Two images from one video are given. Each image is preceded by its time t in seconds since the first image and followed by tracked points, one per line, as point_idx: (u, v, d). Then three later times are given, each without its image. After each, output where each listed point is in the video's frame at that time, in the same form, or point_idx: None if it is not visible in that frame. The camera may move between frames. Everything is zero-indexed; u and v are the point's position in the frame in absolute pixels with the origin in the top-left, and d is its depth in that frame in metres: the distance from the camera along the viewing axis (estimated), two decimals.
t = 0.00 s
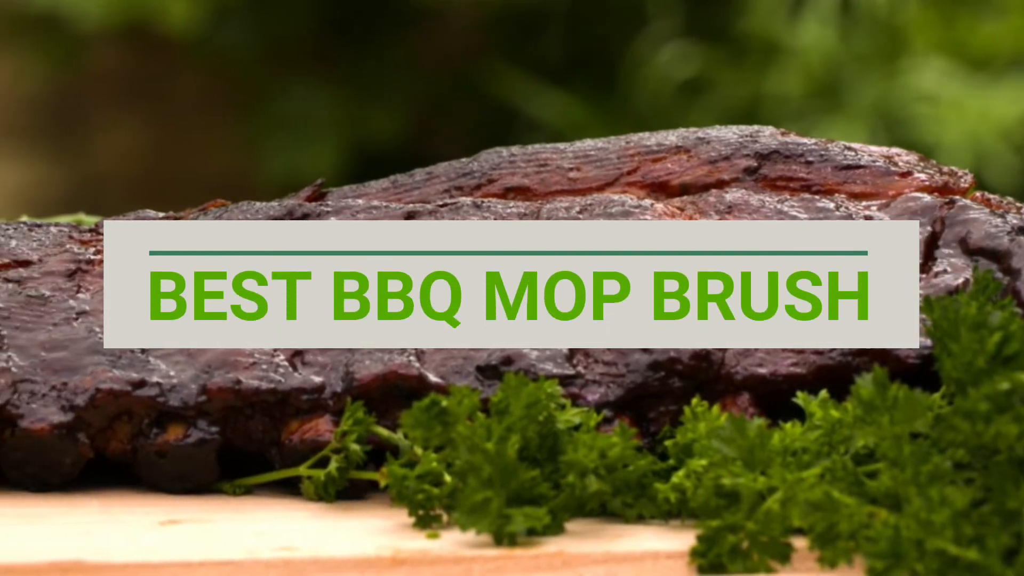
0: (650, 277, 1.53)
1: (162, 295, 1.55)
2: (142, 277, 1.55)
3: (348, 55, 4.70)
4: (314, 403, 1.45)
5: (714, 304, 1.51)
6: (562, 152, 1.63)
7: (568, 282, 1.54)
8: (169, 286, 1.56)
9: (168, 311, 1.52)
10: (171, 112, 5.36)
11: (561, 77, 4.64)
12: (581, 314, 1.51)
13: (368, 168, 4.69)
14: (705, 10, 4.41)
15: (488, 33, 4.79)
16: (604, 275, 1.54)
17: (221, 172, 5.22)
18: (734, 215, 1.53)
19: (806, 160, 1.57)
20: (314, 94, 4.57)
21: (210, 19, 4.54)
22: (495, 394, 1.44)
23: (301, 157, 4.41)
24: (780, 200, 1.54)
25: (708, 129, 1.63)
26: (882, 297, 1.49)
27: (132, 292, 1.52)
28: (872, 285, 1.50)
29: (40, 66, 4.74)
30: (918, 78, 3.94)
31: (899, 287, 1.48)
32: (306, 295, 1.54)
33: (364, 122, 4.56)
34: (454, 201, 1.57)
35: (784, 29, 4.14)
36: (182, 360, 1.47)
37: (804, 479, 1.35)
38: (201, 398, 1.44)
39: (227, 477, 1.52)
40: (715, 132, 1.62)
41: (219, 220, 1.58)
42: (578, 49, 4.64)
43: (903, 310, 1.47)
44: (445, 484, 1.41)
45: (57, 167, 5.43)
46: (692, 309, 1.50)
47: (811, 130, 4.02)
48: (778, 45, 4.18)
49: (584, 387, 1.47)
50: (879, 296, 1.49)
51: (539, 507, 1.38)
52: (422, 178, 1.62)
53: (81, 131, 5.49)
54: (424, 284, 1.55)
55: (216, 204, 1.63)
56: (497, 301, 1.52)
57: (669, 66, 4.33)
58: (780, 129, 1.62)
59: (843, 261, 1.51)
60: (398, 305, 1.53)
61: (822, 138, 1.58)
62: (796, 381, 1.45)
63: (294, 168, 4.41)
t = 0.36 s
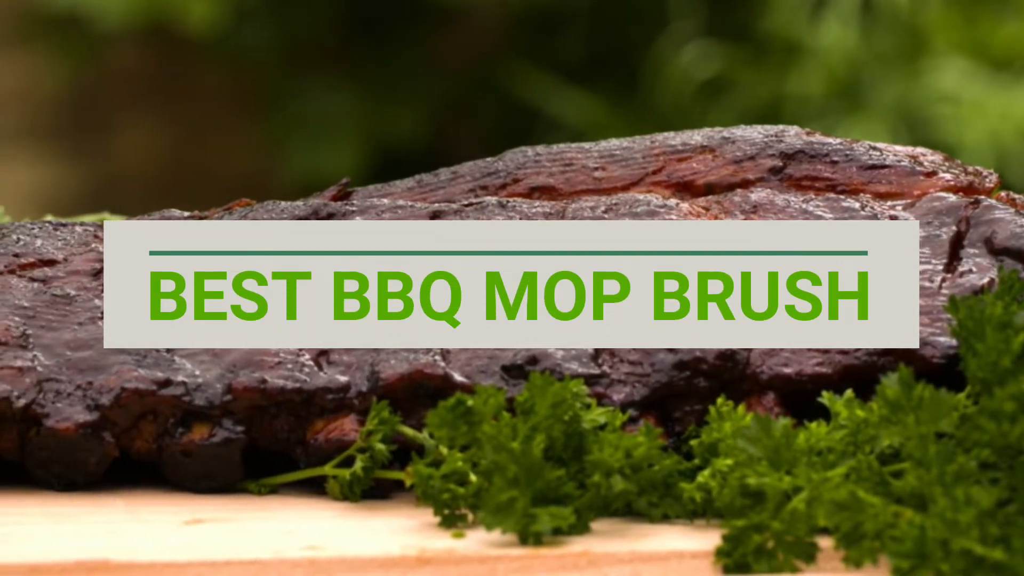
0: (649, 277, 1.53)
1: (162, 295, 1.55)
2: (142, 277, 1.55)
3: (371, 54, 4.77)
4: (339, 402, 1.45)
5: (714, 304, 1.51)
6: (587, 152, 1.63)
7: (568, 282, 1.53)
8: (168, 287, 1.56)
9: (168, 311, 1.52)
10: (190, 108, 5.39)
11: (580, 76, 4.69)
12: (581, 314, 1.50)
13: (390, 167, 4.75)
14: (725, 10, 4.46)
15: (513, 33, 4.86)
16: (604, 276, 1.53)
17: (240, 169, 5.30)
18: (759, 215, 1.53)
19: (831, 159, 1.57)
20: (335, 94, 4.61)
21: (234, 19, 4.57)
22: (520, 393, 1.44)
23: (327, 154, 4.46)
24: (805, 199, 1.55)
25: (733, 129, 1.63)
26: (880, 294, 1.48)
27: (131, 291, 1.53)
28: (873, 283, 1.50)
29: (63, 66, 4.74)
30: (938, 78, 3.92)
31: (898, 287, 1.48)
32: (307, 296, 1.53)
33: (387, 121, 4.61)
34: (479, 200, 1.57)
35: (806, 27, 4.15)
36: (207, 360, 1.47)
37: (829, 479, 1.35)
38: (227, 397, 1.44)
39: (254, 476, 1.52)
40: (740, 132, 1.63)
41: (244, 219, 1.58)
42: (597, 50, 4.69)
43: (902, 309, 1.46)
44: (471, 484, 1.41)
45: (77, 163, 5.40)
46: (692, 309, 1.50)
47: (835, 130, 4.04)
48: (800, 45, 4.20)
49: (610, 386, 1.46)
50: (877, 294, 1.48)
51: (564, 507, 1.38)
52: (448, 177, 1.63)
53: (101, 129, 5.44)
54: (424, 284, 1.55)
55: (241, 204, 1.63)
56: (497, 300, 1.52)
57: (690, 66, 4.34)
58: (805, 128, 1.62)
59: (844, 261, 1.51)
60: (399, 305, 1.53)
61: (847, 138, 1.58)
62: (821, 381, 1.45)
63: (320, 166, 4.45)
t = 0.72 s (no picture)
0: (650, 277, 1.53)
1: (162, 295, 1.54)
2: (142, 277, 1.54)
3: (393, 53, 4.68)
4: (368, 401, 1.45)
5: (714, 304, 1.51)
6: (616, 152, 1.63)
7: (568, 282, 1.54)
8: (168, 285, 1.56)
9: (168, 311, 1.52)
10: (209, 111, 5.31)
11: (604, 76, 4.63)
12: (581, 314, 1.51)
13: (410, 167, 4.66)
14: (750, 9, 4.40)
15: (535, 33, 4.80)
16: (604, 275, 1.54)
17: (263, 172, 5.22)
18: (788, 215, 1.53)
19: (860, 159, 1.57)
20: (358, 95, 4.51)
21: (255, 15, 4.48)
22: (548, 392, 1.44)
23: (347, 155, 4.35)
24: (833, 198, 1.55)
25: (762, 128, 1.63)
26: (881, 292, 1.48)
27: (132, 291, 1.53)
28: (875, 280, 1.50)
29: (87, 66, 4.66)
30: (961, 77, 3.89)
31: (897, 283, 1.48)
32: (306, 295, 1.54)
33: (410, 120, 4.52)
34: (506, 200, 1.57)
35: (828, 28, 4.07)
36: (235, 359, 1.47)
37: (858, 478, 1.34)
38: (255, 396, 1.44)
39: (281, 475, 1.52)
40: (768, 131, 1.63)
41: (272, 218, 1.58)
42: (623, 47, 4.64)
43: (901, 309, 1.45)
44: (499, 483, 1.41)
45: (99, 161, 5.40)
46: (692, 309, 1.50)
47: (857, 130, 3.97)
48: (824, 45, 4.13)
49: (638, 385, 1.46)
50: (878, 294, 1.48)
51: (593, 506, 1.38)
52: (476, 176, 1.63)
53: (120, 128, 5.42)
54: (424, 284, 1.55)
55: (269, 203, 1.62)
56: (497, 300, 1.52)
57: (713, 66, 4.28)
58: (834, 127, 1.62)
59: (843, 261, 1.52)
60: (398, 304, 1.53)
61: (875, 137, 1.58)
62: (850, 380, 1.44)
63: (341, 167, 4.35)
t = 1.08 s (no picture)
0: (650, 277, 1.54)
1: (162, 295, 1.54)
2: (142, 277, 1.54)
3: (414, 52, 4.65)
4: (394, 400, 1.45)
5: (714, 304, 1.51)
6: (641, 151, 1.63)
7: (568, 282, 1.54)
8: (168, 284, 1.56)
9: (168, 311, 1.51)
10: (233, 109, 5.26)
11: (624, 77, 4.60)
12: (581, 314, 1.51)
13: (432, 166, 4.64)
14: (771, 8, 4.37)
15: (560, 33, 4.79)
16: (604, 275, 1.54)
17: (291, 171, 5.18)
18: (813, 215, 1.53)
19: (885, 158, 1.57)
20: (382, 95, 4.50)
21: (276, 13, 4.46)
22: (575, 392, 1.44)
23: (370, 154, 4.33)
24: (858, 198, 1.55)
25: (786, 128, 1.63)
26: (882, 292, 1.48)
27: (133, 290, 1.53)
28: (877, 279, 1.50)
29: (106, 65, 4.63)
30: (983, 77, 3.77)
31: (897, 281, 1.48)
32: (306, 293, 1.54)
33: (432, 117, 4.50)
34: (532, 199, 1.57)
35: (851, 27, 4.00)
36: (260, 358, 1.47)
37: (884, 478, 1.34)
38: (281, 395, 1.44)
39: (306, 474, 1.52)
40: (793, 131, 1.63)
41: (298, 217, 1.58)
42: (646, 47, 4.61)
43: (903, 308, 1.46)
44: (525, 482, 1.41)
45: (121, 160, 5.29)
46: (692, 309, 1.50)
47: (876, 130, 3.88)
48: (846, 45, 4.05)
49: (663, 385, 1.46)
50: (878, 294, 1.49)
51: (619, 506, 1.38)
52: (501, 176, 1.62)
53: (144, 127, 5.31)
54: (424, 284, 1.55)
55: (294, 202, 1.62)
56: (496, 300, 1.52)
57: (734, 65, 4.22)
58: (859, 127, 1.62)
59: (842, 261, 1.52)
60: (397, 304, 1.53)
61: (901, 137, 1.58)
62: (875, 379, 1.44)
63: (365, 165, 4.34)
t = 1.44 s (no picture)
0: (650, 277, 1.54)
1: (162, 295, 1.55)
2: (143, 277, 1.55)
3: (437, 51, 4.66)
4: (421, 399, 1.45)
5: (714, 304, 1.53)
6: (668, 151, 1.63)
7: (568, 282, 1.55)
8: (168, 284, 1.56)
9: (168, 311, 1.52)
10: (256, 109, 5.23)
11: (652, 77, 4.61)
12: (581, 314, 1.52)
13: (455, 166, 4.64)
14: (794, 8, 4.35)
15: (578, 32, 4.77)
16: (604, 275, 1.55)
17: (311, 171, 5.17)
18: (840, 214, 1.53)
19: (912, 158, 1.57)
20: (403, 95, 4.49)
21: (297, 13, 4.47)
22: (602, 391, 1.44)
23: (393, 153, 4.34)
24: (886, 198, 1.55)
25: (814, 127, 1.63)
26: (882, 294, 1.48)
27: (133, 289, 1.53)
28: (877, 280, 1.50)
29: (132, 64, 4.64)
30: (1009, 77, 3.73)
31: (895, 281, 1.48)
32: (305, 296, 1.54)
33: (454, 117, 4.50)
34: (560, 198, 1.57)
35: (874, 27, 3.99)
36: (288, 357, 1.47)
37: (912, 477, 1.34)
38: (308, 394, 1.44)
39: (333, 473, 1.52)
40: (820, 130, 1.63)
41: (325, 216, 1.58)
42: (667, 48, 4.60)
43: (901, 309, 1.46)
44: (552, 482, 1.41)
45: (141, 159, 5.27)
46: (692, 309, 1.52)
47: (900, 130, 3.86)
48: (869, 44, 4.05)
49: (691, 384, 1.46)
50: (877, 294, 1.49)
51: (646, 505, 1.38)
52: (528, 175, 1.63)
53: (165, 127, 5.30)
54: (424, 284, 1.56)
55: (321, 201, 1.62)
56: (497, 300, 1.52)
57: (756, 65, 4.20)
58: (886, 127, 1.62)
59: (842, 261, 1.53)
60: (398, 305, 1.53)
61: (928, 136, 1.58)
62: (902, 379, 1.44)
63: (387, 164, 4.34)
